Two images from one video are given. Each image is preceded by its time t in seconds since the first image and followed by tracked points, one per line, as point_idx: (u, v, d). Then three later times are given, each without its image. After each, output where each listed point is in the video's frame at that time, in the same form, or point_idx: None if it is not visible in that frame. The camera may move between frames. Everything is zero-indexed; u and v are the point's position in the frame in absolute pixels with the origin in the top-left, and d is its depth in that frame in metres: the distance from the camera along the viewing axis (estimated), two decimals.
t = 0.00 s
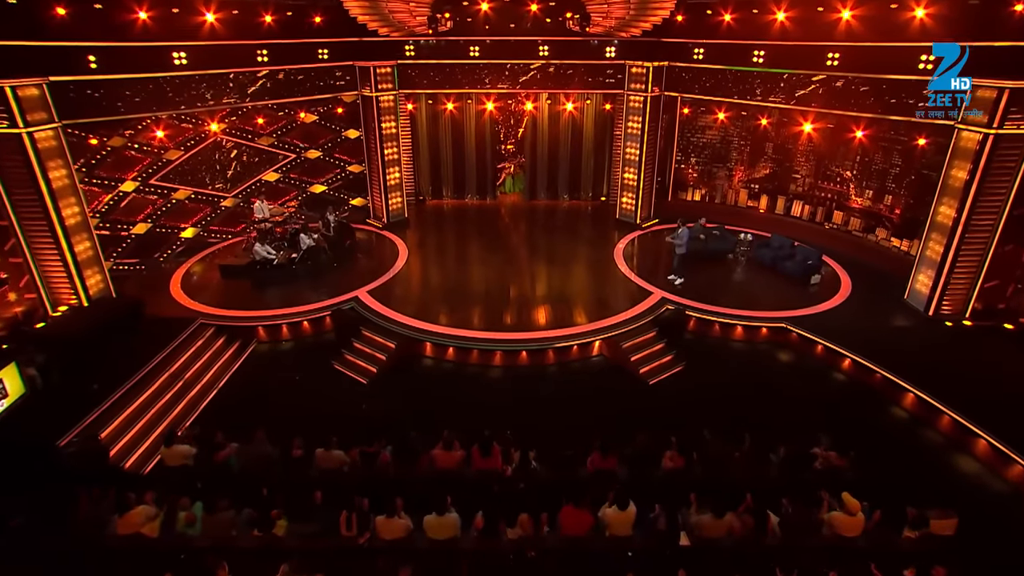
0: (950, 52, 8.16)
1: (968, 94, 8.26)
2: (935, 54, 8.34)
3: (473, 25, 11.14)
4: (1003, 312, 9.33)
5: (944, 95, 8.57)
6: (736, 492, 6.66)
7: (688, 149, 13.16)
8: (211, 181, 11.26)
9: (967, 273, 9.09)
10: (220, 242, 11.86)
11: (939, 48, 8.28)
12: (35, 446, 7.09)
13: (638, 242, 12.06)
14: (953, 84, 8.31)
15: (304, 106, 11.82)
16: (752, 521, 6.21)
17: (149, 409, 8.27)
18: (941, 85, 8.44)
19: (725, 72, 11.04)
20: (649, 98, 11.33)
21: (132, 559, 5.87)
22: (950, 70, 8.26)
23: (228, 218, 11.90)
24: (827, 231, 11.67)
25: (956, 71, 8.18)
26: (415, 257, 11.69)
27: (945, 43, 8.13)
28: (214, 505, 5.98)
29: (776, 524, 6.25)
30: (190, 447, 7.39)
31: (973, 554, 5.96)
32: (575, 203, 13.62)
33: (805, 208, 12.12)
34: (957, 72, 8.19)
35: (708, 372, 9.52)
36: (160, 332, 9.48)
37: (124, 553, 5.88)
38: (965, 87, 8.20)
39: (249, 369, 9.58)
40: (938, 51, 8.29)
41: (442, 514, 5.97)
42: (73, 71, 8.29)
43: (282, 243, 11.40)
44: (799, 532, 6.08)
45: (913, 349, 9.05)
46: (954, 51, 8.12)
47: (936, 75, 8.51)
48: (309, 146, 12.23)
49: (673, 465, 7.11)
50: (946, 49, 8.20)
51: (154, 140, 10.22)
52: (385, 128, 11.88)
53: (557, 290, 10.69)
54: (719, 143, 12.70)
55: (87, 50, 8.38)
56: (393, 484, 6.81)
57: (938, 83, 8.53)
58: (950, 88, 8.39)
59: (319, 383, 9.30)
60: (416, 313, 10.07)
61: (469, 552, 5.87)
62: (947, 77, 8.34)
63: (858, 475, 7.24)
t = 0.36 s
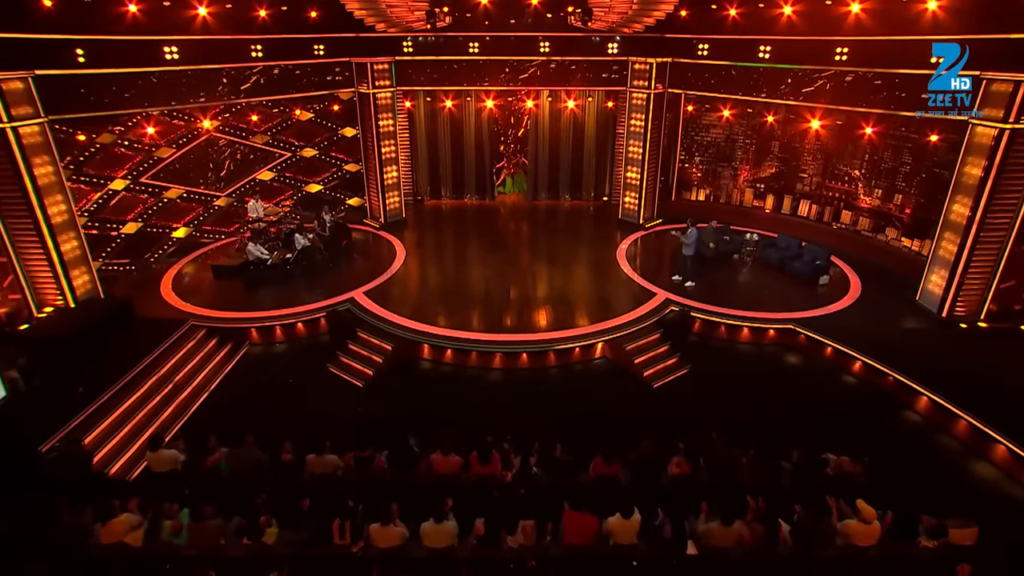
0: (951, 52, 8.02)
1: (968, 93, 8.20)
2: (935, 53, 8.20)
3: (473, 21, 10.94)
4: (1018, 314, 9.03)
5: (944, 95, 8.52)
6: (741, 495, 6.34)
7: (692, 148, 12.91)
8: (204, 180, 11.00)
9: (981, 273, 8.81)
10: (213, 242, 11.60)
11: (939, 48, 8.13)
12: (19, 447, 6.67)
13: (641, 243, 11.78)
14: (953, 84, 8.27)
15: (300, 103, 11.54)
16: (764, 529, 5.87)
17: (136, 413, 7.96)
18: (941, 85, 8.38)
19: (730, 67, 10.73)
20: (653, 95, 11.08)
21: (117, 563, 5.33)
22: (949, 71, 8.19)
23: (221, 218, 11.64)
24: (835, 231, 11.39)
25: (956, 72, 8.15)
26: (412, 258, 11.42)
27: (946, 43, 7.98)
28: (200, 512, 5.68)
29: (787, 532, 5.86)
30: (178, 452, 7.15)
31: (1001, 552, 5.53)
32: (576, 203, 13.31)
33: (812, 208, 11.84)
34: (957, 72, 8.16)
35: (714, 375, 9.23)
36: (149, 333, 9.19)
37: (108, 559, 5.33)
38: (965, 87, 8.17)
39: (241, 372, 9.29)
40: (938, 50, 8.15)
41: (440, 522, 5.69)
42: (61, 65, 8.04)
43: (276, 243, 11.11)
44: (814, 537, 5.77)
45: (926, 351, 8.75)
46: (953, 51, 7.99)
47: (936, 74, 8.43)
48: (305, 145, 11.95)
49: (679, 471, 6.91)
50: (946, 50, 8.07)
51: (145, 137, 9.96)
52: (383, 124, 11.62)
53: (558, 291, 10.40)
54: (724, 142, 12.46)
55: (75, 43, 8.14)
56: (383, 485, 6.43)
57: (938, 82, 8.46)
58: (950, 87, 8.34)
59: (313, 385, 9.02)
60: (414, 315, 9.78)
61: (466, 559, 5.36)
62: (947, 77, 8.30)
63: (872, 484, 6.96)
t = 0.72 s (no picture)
0: (950, 52, 7.92)
1: (968, 93, 8.11)
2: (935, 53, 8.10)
3: (473, 20, 10.68)
4: None
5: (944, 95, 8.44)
6: (752, 505, 5.99)
7: (696, 149, 12.67)
8: (196, 181, 10.73)
9: (998, 275, 8.50)
10: (205, 245, 11.30)
11: (938, 48, 8.04)
12: None
13: (644, 245, 11.51)
14: (953, 84, 8.20)
15: (296, 102, 11.34)
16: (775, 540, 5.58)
17: (122, 419, 7.64)
18: (940, 85, 8.32)
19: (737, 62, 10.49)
20: (656, 94, 10.84)
21: None
22: (950, 70, 8.10)
23: (214, 220, 11.36)
24: (843, 233, 11.10)
25: (955, 72, 8.09)
26: (410, 260, 11.14)
27: (946, 44, 7.89)
28: (185, 523, 5.37)
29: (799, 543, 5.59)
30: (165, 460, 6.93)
31: None
32: (578, 206, 13.02)
33: (820, 209, 11.55)
34: (957, 72, 8.10)
35: (721, 380, 8.92)
36: (138, 337, 8.89)
37: None
38: (966, 87, 8.11)
39: (233, 377, 8.98)
40: (938, 51, 8.06)
41: (436, 533, 5.37)
42: (48, 60, 7.75)
43: (270, 246, 10.86)
44: (828, 546, 5.48)
45: (941, 356, 8.44)
46: (953, 51, 7.90)
47: (935, 74, 8.38)
48: (300, 145, 11.72)
49: (686, 479, 6.69)
50: (946, 50, 7.97)
51: (136, 136, 9.72)
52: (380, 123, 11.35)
53: (560, 295, 10.12)
54: (729, 142, 12.22)
55: (64, 38, 7.85)
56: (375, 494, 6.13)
57: (937, 82, 8.39)
58: (950, 88, 8.27)
59: (306, 391, 8.69)
60: (411, 318, 9.51)
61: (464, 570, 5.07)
62: (947, 77, 8.24)
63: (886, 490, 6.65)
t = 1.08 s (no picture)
0: (949, 52, 7.80)
1: (967, 94, 7.93)
2: (934, 53, 7.96)
3: (472, 18, 10.41)
4: None
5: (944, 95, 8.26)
6: (766, 517, 5.57)
7: (701, 151, 12.40)
8: (188, 181, 10.45)
9: (1016, 278, 8.22)
10: (197, 248, 11.01)
11: (937, 48, 7.91)
12: None
13: (648, 248, 11.22)
14: (953, 84, 8.03)
15: (291, 102, 11.08)
16: (790, 553, 5.27)
17: (105, 427, 7.31)
18: (941, 85, 8.16)
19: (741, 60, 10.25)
20: (660, 93, 10.59)
21: None
22: (951, 69, 7.94)
23: (207, 222, 11.08)
24: (852, 236, 10.81)
25: (955, 71, 7.95)
26: (408, 264, 10.85)
27: (945, 44, 7.76)
28: (170, 536, 5.03)
29: (816, 558, 5.23)
30: (151, 469, 6.52)
31: None
32: (580, 208, 12.70)
33: (828, 212, 11.24)
34: (957, 72, 7.94)
35: (728, 386, 8.62)
36: (125, 342, 8.58)
37: None
38: (965, 87, 7.92)
39: (223, 384, 8.67)
40: (937, 51, 7.91)
41: (433, 544, 5.05)
42: (34, 55, 7.43)
43: (265, 247, 10.56)
44: (844, 560, 5.04)
45: (958, 361, 8.11)
46: (953, 51, 7.77)
47: (936, 74, 8.26)
48: (296, 146, 11.43)
49: (694, 487, 6.28)
50: (946, 49, 7.83)
51: (125, 135, 9.46)
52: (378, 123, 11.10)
53: (561, 299, 9.82)
54: (734, 144, 11.96)
55: (51, 33, 7.53)
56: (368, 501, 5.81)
57: (938, 82, 8.25)
58: (950, 88, 8.10)
59: (299, 398, 8.40)
60: (408, 322, 9.20)
61: None
62: (947, 77, 8.09)
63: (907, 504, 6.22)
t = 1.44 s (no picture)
0: (950, 52, 7.67)
1: (968, 94, 7.77)
2: (934, 53, 7.84)
3: (472, 17, 10.17)
4: None
5: (944, 96, 8.11)
6: (777, 530, 5.32)
7: (705, 153, 12.16)
8: (181, 183, 10.19)
9: None
10: (189, 252, 10.73)
11: (937, 47, 7.78)
12: None
13: (651, 252, 10.94)
14: (952, 84, 7.88)
15: (286, 102, 10.84)
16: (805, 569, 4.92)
17: (87, 436, 6.98)
18: (940, 85, 8.01)
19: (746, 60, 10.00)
20: (664, 94, 10.35)
21: None
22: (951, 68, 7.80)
23: (199, 225, 10.81)
24: (861, 240, 10.53)
25: (955, 71, 7.79)
26: (405, 268, 10.57)
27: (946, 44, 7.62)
28: (150, 549, 4.60)
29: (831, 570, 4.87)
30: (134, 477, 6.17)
31: None
32: (582, 212, 12.43)
33: (837, 215, 10.92)
34: (957, 72, 7.78)
35: (736, 393, 8.32)
36: (112, 347, 8.29)
37: None
38: (965, 87, 7.76)
39: (214, 390, 8.37)
40: (937, 51, 7.78)
41: (428, 557, 4.72)
42: (21, 52, 7.09)
43: (258, 251, 10.26)
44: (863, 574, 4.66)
45: (976, 368, 7.79)
46: (954, 51, 7.64)
47: (936, 74, 8.09)
48: (292, 149, 11.22)
49: (701, 498, 5.97)
50: (946, 49, 7.71)
51: (115, 135, 9.19)
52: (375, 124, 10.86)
53: (563, 303, 9.52)
54: (739, 146, 11.71)
55: (38, 30, 7.21)
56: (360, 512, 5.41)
57: (938, 82, 8.09)
58: (950, 87, 7.95)
59: (291, 405, 8.11)
60: (405, 327, 8.90)
61: None
62: (947, 77, 7.93)
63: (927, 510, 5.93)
